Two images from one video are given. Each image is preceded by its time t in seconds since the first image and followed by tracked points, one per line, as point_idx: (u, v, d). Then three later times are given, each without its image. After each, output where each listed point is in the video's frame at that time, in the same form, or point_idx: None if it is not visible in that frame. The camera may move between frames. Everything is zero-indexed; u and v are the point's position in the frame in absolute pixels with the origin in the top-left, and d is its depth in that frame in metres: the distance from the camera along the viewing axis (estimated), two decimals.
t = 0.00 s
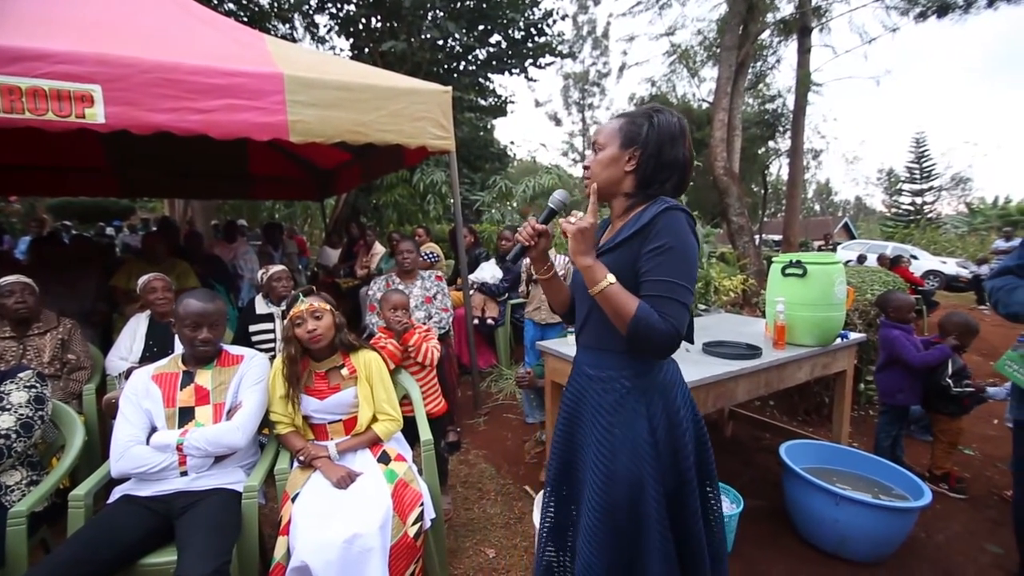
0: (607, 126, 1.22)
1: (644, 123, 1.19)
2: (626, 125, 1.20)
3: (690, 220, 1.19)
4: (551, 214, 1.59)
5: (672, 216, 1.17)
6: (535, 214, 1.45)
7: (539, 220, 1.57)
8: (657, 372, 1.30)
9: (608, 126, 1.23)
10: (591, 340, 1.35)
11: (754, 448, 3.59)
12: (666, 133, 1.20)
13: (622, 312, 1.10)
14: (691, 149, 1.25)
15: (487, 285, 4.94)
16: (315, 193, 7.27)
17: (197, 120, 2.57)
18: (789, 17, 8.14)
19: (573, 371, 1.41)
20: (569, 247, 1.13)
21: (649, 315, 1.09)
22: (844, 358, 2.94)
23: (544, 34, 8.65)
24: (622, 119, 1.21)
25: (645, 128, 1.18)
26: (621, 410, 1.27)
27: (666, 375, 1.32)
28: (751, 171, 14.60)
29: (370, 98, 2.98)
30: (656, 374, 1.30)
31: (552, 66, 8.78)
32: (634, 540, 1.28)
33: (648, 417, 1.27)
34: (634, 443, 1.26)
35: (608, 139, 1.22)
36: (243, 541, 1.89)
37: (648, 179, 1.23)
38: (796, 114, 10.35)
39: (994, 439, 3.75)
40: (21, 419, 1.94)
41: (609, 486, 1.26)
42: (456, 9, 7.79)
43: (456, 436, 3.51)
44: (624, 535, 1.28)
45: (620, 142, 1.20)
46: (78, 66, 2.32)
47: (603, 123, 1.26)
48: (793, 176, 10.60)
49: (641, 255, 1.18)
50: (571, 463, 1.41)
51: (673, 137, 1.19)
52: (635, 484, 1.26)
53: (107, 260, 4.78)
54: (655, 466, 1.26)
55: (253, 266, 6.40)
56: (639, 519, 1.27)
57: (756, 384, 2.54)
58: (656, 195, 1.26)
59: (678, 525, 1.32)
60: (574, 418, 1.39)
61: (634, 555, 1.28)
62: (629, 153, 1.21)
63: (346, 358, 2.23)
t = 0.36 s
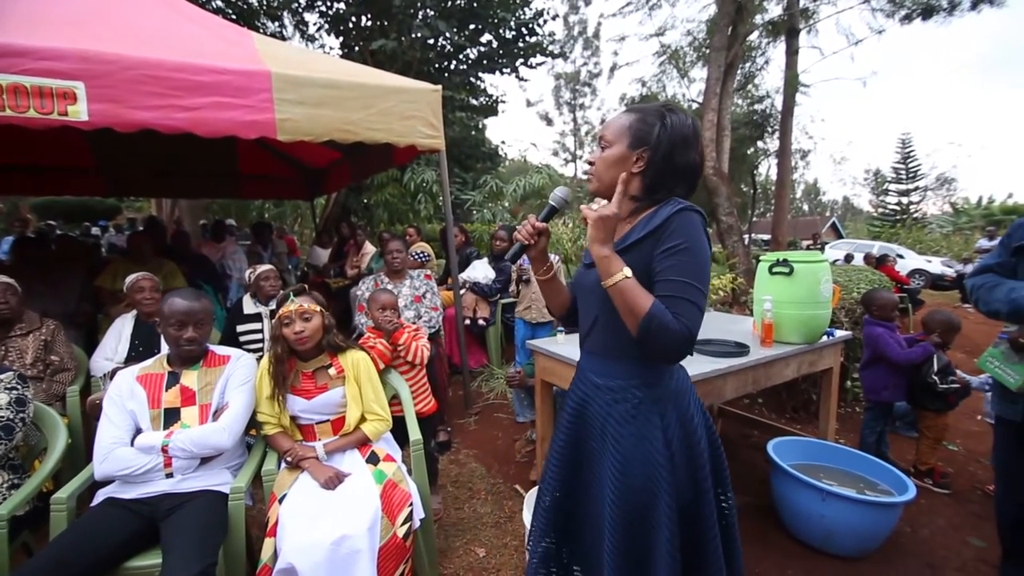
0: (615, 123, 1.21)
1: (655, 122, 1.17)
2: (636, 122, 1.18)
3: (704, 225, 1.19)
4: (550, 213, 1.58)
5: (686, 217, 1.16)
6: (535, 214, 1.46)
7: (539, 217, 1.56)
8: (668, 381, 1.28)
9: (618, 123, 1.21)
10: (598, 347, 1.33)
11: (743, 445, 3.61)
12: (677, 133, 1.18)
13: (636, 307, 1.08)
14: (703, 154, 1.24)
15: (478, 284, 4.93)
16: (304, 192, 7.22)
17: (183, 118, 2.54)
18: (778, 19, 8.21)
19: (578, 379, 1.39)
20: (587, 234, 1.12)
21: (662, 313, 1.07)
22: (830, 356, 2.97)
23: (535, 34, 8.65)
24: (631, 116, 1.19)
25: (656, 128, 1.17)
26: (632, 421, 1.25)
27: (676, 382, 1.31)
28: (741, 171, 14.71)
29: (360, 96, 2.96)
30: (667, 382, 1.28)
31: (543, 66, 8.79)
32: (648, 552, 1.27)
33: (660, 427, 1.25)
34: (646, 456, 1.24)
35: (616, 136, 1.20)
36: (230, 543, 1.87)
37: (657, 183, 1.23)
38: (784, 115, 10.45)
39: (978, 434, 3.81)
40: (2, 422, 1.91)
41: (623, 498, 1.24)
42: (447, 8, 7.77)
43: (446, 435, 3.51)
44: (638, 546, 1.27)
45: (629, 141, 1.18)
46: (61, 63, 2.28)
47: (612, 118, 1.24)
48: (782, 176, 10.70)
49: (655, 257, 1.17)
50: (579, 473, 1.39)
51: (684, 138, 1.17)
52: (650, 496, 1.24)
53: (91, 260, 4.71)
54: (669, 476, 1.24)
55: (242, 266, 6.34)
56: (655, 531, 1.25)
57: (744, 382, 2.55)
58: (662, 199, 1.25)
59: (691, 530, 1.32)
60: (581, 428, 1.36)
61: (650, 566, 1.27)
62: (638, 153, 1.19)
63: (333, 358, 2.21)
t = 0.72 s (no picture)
0: (626, 118, 1.19)
1: (670, 117, 1.17)
2: (649, 117, 1.17)
3: (725, 222, 1.18)
4: (556, 217, 1.56)
5: (708, 216, 1.15)
6: (539, 219, 1.45)
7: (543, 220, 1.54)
8: (693, 388, 1.29)
9: (628, 118, 1.19)
10: (618, 358, 1.31)
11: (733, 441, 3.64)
12: (693, 127, 1.18)
13: (670, 324, 1.06)
14: (717, 148, 1.24)
15: (469, 282, 4.93)
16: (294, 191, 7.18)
17: (170, 116, 2.52)
18: (767, 18, 8.25)
19: (598, 390, 1.38)
20: (592, 263, 1.06)
21: (697, 327, 1.06)
22: (818, 352, 3.00)
23: (526, 32, 8.64)
24: (644, 110, 1.18)
25: (671, 123, 1.16)
26: (660, 431, 1.24)
27: (700, 388, 1.31)
28: (731, 169, 14.81)
29: (349, 95, 2.95)
30: (692, 390, 1.28)
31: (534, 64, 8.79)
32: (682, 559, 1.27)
33: (688, 435, 1.25)
34: (676, 464, 1.24)
35: (627, 131, 1.18)
36: (219, 543, 1.86)
37: (673, 179, 1.23)
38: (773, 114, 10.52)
39: (962, 428, 3.87)
40: None
41: (654, 508, 1.24)
42: (438, 6, 7.74)
43: (437, 434, 3.51)
44: (672, 554, 1.27)
45: (642, 136, 1.17)
46: (45, 60, 2.26)
47: (623, 112, 1.22)
48: (772, 175, 10.77)
49: (680, 261, 1.16)
50: (603, 485, 1.38)
51: (701, 132, 1.16)
52: (681, 504, 1.25)
53: (78, 259, 4.65)
54: (701, 483, 1.25)
55: (231, 265, 6.29)
56: (688, 539, 1.26)
57: (733, 378, 2.57)
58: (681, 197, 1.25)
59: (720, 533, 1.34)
60: (603, 440, 1.36)
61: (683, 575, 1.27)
62: (652, 148, 1.18)
63: (322, 357, 2.20)
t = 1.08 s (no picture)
0: (624, 113, 1.19)
1: (668, 105, 1.16)
2: (649, 109, 1.17)
3: (739, 217, 1.18)
4: (562, 215, 1.58)
5: (721, 211, 1.15)
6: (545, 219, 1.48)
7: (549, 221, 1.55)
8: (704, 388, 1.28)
9: (627, 113, 1.19)
10: (628, 359, 1.31)
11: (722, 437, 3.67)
12: (694, 112, 1.17)
13: (689, 327, 1.06)
14: (721, 132, 1.23)
15: (458, 279, 4.92)
16: (284, 189, 7.13)
17: (156, 112, 2.48)
18: (757, 17, 8.29)
19: (606, 390, 1.38)
20: (610, 259, 1.06)
21: (717, 329, 1.07)
22: (806, 349, 3.03)
23: (518, 30, 8.63)
24: (641, 103, 1.18)
25: (671, 111, 1.16)
26: (670, 431, 1.25)
27: (711, 387, 1.31)
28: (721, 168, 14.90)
29: (339, 91, 2.93)
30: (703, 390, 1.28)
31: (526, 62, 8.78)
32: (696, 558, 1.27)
33: (700, 436, 1.25)
34: (687, 464, 1.24)
35: (628, 126, 1.18)
36: (206, 543, 1.84)
37: (681, 168, 1.22)
38: (763, 113, 10.58)
39: (947, 423, 3.93)
40: None
41: (667, 508, 1.25)
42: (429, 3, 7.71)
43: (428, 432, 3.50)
44: (685, 554, 1.27)
45: (643, 129, 1.17)
46: (27, 54, 2.22)
47: (621, 107, 1.22)
48: (762, 173, 10.84)
49: (695, 260, 1.16)
50: (613, 484, 1.39)
51: (702, 116, 1.16)
52: (693, 504, 1.25)
53: (63, 257, 4.59)
54: (713, 482, 1.25)
55: (220, 263, 6.24)
56: (701, 538, 1.26)
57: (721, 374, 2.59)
58: (690, 188, 1.25)
59: (733, 530, 1.34)
60: (614, 440, 1.36)
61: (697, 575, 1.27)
62: (654, 140, 1.18)
63: (311, 355, 2.19)
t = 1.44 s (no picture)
0: (614, 112, 1.19)
1: (657, 105, 1.17)
2: (638, 108, 1.18)
3: (726, 215, 1.19)
4: (553, 214, 1.58)
5: (708, 208, 1.16)
6: (536, 217, 1.48)
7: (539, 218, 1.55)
8: (695, 379, 1.29)
9: (617, 112, 1.20)
10: (619, 354, 1.32)
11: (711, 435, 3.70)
12: (683, 112, 1.18)
13: (690, 318, 1.06)
14: (708, 133, 1.24)
15: (449, 279, 4.91)
16: (273, 188, 7.07)
17: (141, 110, 2.45)
18: (746, 19, 8.35)
19: (598, 385, 1.39)
20: (613, 256, 1.06)
21: (715, 321, 1.08)
22: (793, 347, 3.06)
23: (509, 29, 8.62)
24: (631, 102, 1.19)
25: (660, 111, 1.16)
26: (664, 424, 1.25)
27: (701, 378, 1.32)
28: (711, 168, 15.01)
29: (328, 90, 2.92)
30: (694, 381, 1.29)
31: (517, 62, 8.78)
32: (693, 547, 1.28)
33: (693, 426, 1.26)
34: (680, 455, 1.25)
35: (617, 125, 1.19)
36: (193, 545, 1.83)
37: (669, 167, 1.22)
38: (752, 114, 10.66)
39: (931, 419, 3.98)
40: None
41: (664, 500, 1.26)
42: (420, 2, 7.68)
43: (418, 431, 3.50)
44: (683, 543, 1.29)
45: (633, 128, 1.18)
46: (9, 51, 2.18)
47: (611, 106, 1.23)
48: (751, 173, 10.93)
49: (685, 256, 1.17)
50: (608, 478, 1.39)
51: (692, 116, 1.16)
52: (689, 494, 1.27)
53: (47, 257, 4.52)
54: (707, 471, 1.26)
55: (208, 263, 6.18)
56: (697, 527, 1.27)
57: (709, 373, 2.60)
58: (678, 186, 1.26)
59: (727, 518, 1.36)
60: (608, 436, 1.37)
61: (695, 563, 1.29)
62: (643, 139, 1.19)
63: (300, 355, 2.17)
